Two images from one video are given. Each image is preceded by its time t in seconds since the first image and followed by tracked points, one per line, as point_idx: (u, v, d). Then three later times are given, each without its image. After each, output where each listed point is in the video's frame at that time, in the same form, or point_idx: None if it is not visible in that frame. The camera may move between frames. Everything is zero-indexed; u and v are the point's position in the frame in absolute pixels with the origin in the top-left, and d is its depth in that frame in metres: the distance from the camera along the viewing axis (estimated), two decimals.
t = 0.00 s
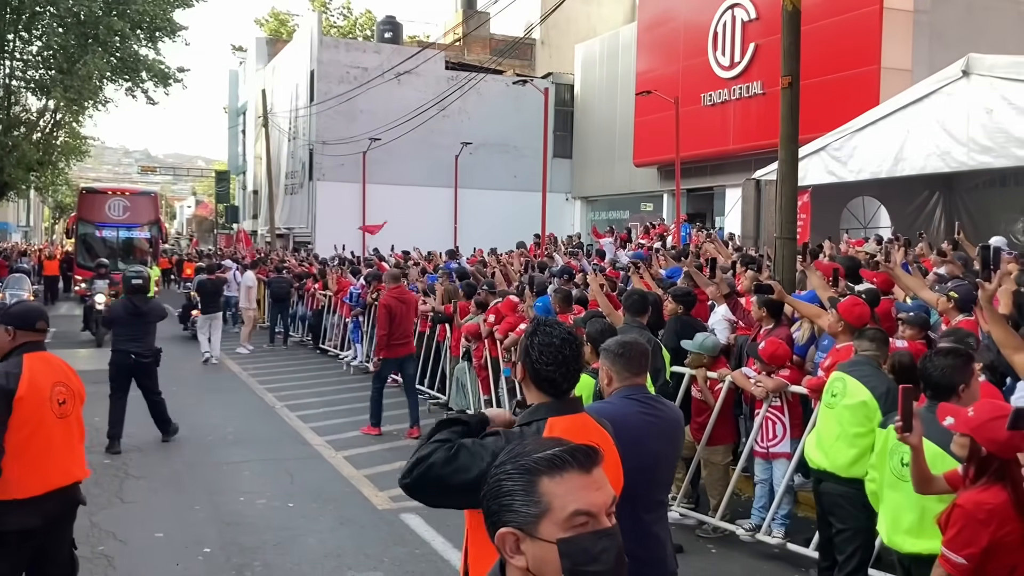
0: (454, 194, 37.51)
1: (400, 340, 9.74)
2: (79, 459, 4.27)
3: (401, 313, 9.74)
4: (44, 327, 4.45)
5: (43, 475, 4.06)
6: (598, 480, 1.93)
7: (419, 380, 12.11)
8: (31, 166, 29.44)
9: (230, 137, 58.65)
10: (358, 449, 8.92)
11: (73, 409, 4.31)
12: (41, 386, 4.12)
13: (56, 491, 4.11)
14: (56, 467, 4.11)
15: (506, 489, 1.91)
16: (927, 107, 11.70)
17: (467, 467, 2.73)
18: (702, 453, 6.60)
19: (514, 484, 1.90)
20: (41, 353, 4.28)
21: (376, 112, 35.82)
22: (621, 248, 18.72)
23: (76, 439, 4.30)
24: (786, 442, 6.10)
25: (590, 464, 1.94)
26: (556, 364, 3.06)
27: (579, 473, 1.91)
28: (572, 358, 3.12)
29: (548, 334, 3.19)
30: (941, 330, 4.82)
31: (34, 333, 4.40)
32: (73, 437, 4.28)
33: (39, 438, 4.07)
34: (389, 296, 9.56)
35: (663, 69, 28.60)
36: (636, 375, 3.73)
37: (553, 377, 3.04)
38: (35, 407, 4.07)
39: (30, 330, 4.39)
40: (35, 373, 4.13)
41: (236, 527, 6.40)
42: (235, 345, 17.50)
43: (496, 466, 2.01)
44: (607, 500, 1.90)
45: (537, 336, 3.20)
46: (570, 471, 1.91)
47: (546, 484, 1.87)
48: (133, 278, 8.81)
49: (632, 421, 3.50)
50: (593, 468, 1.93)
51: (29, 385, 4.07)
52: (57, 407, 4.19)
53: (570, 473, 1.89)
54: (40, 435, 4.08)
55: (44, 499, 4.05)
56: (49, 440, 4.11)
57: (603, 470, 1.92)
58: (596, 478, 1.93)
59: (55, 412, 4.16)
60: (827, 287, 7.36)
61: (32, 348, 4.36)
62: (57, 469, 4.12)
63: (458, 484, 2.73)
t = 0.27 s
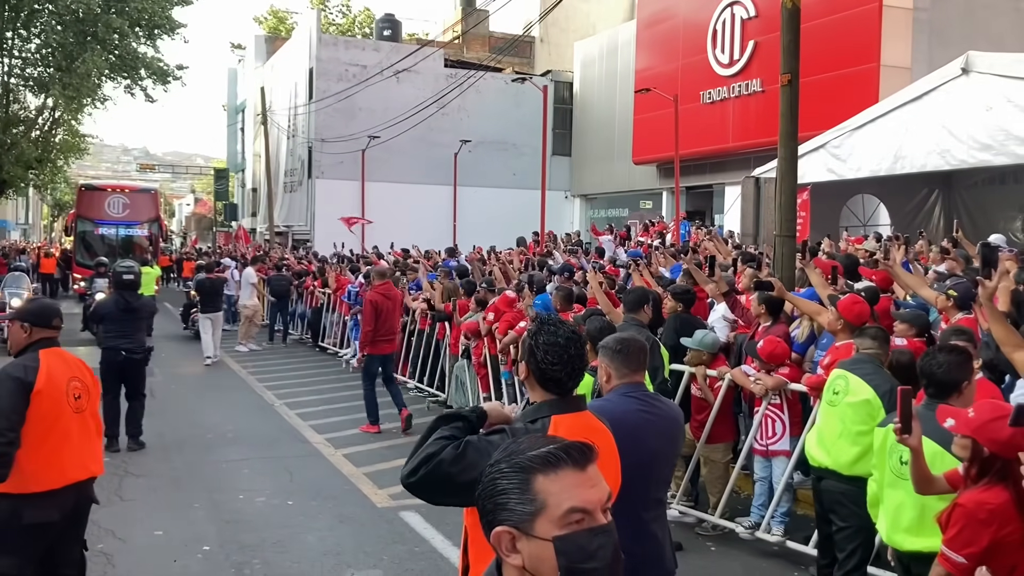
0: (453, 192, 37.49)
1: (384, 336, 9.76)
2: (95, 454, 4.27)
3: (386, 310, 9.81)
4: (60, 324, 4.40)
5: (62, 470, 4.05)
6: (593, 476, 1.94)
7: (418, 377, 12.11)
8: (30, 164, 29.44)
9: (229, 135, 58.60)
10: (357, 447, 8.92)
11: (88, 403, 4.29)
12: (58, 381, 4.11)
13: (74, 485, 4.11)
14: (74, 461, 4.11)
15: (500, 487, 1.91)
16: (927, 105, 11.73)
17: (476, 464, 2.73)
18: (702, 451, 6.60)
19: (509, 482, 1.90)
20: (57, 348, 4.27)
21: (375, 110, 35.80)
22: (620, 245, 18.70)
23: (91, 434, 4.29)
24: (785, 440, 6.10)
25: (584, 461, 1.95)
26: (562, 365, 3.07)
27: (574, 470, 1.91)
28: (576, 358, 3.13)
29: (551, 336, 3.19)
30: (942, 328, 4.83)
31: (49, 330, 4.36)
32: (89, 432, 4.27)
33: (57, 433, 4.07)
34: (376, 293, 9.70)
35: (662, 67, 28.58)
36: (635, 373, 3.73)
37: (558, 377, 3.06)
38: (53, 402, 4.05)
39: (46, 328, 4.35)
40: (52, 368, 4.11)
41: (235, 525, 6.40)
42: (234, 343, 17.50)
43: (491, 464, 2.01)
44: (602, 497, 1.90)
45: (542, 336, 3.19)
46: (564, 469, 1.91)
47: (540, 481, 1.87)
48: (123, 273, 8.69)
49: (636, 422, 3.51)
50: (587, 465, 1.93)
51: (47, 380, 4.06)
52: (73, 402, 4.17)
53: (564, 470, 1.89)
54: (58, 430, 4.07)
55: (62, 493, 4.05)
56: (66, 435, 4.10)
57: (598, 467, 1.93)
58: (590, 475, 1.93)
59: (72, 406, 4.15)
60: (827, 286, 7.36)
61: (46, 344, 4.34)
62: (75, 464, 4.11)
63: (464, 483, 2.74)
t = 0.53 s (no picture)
0: (453, 190, 37.46)
1: (378, 334, 9.76)
2: (102, 460, 4.22)
3: (377, 307, 9.85)
4: (72, 327, 4.31)
5: (65, 477, 4.01)
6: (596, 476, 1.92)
7: (418, 376, 12.10)
8: (29, 163, 29.42)
9: (229, 134, 58.54)
10: (357, 446, 8.90)
11: (96, 408, 4.23)
12: (64, 388, 4.04)
13: (78, 492, 4.06)
14: (78, 468, 4.06)
15: (498, 488, 1.89)
16: (928, 103, 11.64)
17: (477, 466, 2.71)
18: (703, 450, 6.58)
19: (507, 483, 1.88)
20: (66, 353, 4.20)
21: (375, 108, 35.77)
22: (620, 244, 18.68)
23: (99, 440, 4.24)
24: (786, 439, 6.08)
25: (584, 462, 1.92)
26: (563, 362, 3.05)
27: (573, 471, 1.88)
28: (577, 355, 3.11)
29: (552, 333, 3.16)
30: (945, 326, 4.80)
31: (62, 333, 4.26)
32: (96, 437, 4.21)
33: (61, 440, 4.01)
34: (367, 290, 9.77)
35: (662, 65, 28.55)
36: (635, 372, 3.71)
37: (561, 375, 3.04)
38: (58, 409, 4.00)
39: (58, 330, 4.25)
40: (58, 375, 4.05)
41: (234, 524, 6.38)
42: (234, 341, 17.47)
43: (490, 464, 1.99)
44: (601, 499, 1.88)
45: (542, 334, 3.16)
46: (562, 469, 1.88)
47: (538, 483, 1.85)
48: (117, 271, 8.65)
49: (638, 421, 3.48)
50: (587, 465, 1.91)
51: (51, 388, 4.00)
52: (80, 408, 4.11)
53: (563, 471, 1.87)
54: (62, 438, 4.01)
55: (66, 499, 4.00)
56: (71, 442, 4.04)
57: (597, 468, 1.90)
58: (590, 476, 1.91)
59: (77, 413, 4.09)
60: (827, 284, 7.33)
61: (58, 347, 4.22)
62: (79, 471, 4.06)
63: (465, 486, 2.71)
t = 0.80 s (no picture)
0: (454, 190, 37.45)
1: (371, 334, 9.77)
2: (115, 468, 4.04)
3: (374, 307, 9.86)
4: (76, 332, 4.07)
5: (73, 489, 3.84)
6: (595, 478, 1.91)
7: (419, 375, 12.10)
8: (30, 163, 29.45)
9: (230, 134, 58.57)
10: (358, 446, 8.89)
11: (106, 416, 4.03)
12: (66, 400, 3.84)
13: (89, 504, 3.91)
14: (86, 480, 3.89)
15: (494, 488, 1.88)
16: (929, 102, 11.62)
17: (475, 466, 2.70)
18: (704, 450, 6.56)
19: (503, 484, 1.87)
20: (70, 360, 3.98)
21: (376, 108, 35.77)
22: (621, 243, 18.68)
23: (112, 448, 4.05)
24: (787, 439, 6.06)
25: (581, 465, 1.91)
26: (564, 359, 3.05)
27: (568, 473, 1.87)
28: (578, 352, 3.11)
29: (552, 330, 3.15)
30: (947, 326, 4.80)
31: (65, 340, 4.03)
32: (106, 446, 4.02)
33: (66, 453, 3.83)
34: (363, 291, 9.78)
35: (663, 64, 28.54)
36: (634, 372, 3.70)
37: (563, 373, 3.04)
38: (59, 421, 3.81)
39: (61, 336, 4.02)
40: (59, 388, 3.84)
41: (235, 524, 6.37)
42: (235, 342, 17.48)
43: (487, 464, 1.98)
44: (597, 501, 1.87)
45: (542, 333, 3.15)
46: (558, 471, 1.87)
47: (534, 484, 1.84)
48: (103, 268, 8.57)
49: (638, 419, 3.48)
50: (583, 468, 1.89)
51: (52, 402, 3.80)
52: (85, 419, 3.91)
53: (558, 473, 1.85)
54: (67, 451, 3.83)
55: (75, 513, 3.85)
56: (77, 455, 3.86)
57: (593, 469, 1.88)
58: (586, 478, 1.89)
59: (82, 424, 3.89)
60: (828, 283, 7.33)
61: (60, 355, 3.99)
62: (87, 482, 3.89)
63: (464, 486, 2.71)
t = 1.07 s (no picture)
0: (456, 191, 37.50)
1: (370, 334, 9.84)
2: (128, 470, 4.05)
3: (372, 307, 9.94)
4: (78, 334, 4.05)
5: (82, 494, 3.86)
6: (587, 479, 1.92)
7: (421, 376, 12.14)
8: (34, 165, 29.56)
9: (232, 136, 58.68)
10: (361, 446, 8.92)
11: (113, 417, 4.02)
12: (69, 406, 3.84)
13: (102, 508, 3.92)
14: (96, 484, 3.90)
15: (486, 487, 1.91)
16: (931, 102, 11.63)
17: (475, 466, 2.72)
18: (706, 450, 6.58)
19: (494, 482, 1.90)
20: (74, 364, 3.97)
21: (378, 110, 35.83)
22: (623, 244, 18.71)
23: (123, 449, 4.06)
24: (789, 439, 6.08)
25: (572, 466, 1.91)
26: (564, 358, 3.07)
27: (557, 473, 1.88)
28: (579, 350, 3.12)
29: (553, 329, 3.17)
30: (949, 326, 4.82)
31: (66, 342, 4.01)
32: (117, 448, 4.01)
33: (73, 458, 3.84)
34: (360, 292, 9.86)
35: (665, 65, 28.56)
36: (634, 372, 3.72)
37: (564, 370, 3.05)
38: (63, 428, 3.81)
39: (62, 339, 4.00)
40: (61, 394, 3.84)
41: (238, 524, 6.40)
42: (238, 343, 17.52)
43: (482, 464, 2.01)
44: (586, 502, 1.87)
45: (543, 332, 3.17)
46: (546, 472, 1.89)
47: (522, 484, 1.86)
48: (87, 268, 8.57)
49: (638, 418, 3.50)
50: (573, 469, 1.90)
51: (54, 409, 3.80)
52: (91, 423, 3.91)
53: (546, 473, 1.87)
54: (74, 457, 3.84)
55: (86, 518, 3.87)
56: (84, 459, 3.87)
57: (582, 471, 1.89)
58: (575, 479, 1.90)
59: (89, 429, 3.89)
60: (830, 283, 7.34)
61: (65, 357, 3.99)
62: (98, 485, 3.91)
63: (463, 485, 2.73)
